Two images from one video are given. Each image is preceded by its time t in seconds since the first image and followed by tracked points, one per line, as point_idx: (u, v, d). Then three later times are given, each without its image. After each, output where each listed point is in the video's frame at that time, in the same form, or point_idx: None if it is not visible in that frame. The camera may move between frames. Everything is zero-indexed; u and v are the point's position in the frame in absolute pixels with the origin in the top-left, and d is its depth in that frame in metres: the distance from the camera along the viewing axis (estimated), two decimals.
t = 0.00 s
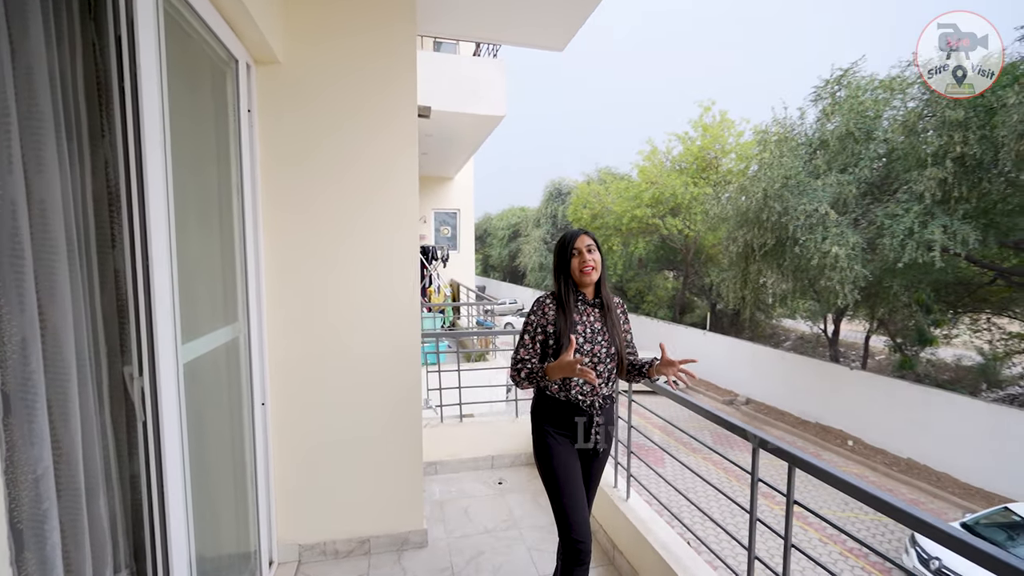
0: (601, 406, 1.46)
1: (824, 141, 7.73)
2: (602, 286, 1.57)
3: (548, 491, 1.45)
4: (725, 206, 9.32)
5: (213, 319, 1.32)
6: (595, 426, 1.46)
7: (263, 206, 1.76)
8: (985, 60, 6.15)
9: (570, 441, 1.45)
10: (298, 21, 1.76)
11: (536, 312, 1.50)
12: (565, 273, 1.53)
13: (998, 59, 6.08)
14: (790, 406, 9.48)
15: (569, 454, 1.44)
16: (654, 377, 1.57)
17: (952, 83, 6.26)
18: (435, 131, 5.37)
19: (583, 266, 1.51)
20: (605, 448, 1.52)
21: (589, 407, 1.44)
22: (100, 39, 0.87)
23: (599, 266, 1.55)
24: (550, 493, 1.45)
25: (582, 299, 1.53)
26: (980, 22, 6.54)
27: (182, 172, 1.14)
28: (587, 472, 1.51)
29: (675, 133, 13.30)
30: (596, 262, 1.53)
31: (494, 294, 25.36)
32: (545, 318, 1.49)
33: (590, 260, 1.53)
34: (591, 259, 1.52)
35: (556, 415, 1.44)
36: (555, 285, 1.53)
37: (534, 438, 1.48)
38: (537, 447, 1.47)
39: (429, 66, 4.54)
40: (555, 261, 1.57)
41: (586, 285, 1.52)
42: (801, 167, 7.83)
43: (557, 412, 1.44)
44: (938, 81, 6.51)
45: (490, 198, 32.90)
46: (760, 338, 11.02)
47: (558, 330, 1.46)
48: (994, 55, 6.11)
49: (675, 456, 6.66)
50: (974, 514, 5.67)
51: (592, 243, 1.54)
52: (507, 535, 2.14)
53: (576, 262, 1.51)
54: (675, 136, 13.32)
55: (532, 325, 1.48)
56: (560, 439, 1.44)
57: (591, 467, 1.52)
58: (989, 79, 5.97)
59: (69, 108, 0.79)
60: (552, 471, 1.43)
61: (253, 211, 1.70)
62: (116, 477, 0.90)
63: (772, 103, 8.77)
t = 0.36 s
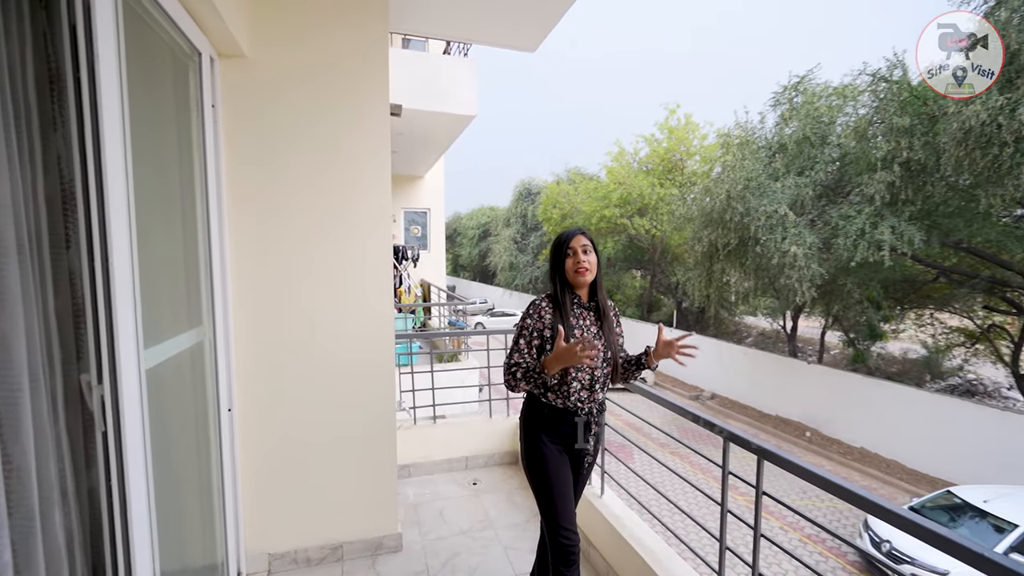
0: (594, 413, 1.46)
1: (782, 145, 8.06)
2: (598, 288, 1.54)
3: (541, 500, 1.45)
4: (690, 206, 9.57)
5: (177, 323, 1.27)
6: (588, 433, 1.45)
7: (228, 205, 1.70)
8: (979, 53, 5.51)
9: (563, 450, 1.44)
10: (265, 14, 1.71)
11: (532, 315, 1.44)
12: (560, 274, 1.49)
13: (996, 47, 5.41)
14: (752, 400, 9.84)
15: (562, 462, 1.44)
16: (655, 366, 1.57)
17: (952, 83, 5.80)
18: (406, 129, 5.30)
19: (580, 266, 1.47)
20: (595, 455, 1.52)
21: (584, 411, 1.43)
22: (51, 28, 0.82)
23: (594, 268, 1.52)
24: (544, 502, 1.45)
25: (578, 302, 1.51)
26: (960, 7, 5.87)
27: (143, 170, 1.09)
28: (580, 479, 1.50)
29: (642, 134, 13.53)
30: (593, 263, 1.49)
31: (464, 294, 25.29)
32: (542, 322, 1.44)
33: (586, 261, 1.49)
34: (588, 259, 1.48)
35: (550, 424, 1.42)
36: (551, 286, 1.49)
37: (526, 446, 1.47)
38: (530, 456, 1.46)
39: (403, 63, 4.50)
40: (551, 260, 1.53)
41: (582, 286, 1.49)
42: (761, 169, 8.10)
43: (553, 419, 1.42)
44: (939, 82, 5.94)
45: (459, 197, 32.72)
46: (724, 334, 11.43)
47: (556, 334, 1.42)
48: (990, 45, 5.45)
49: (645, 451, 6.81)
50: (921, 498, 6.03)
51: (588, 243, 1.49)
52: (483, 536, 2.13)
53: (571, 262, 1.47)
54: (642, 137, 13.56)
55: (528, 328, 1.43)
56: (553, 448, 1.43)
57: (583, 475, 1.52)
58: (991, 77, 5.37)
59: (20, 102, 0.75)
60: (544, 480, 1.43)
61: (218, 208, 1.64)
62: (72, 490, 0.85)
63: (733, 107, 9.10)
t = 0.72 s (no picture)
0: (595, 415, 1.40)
1: (744, 147, 8.32)
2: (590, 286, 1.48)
3: (539, 512, 1.36)
4: (657, 207, 9.75)
5: (132, 326, 1.20)
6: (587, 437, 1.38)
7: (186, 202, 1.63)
8: (980, 53, 5.34)
9: (563, 457, 1.35)
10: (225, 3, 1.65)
11: (527, 314, 1.33)
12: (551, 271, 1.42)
13: (996, 48, 5.29)
14: (717, 394, 10.13)
15: (561, 469, 1.35)
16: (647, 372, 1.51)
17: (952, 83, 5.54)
18: (374, 126, 5.20)
19: (573, 262, 1.41)
20: (591, 460, 1.44)
21: (584, 412, 1.37)
22: None
23: (584, 265, 1.46)
24: (543, 514, 1.36)
25: (569, 300, 1.46)
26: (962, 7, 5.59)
27: (95, 164, 1.03)
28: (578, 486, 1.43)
29: (610, 135, 13.72)
30: (582, 260, 1.44)
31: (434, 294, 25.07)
32: (538, 321, 1.32)
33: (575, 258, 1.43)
34: (576, 256, 1.43)
35: (552, 429, 1.33)
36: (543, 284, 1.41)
37: (523, 455, 1.36)
38: (528, 465, 1.35)
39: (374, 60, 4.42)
40: (537, 258, 1.46)
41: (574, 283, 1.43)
42: (724, 171, 8.32)
43: (554, 424, 1.33)
44: (938, 83, 5.70)
45: (429, 196, 32.40)
46: (690, 331, 11.73)
47: (555, 333, 1.33)
48: (991, 46, 5.31)
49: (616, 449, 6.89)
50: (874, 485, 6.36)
51: (578, 240, 1.44)
52: (456, 538, 2.11)
53: (559, 260, 1.41)
54: (610, 138, 13.73)
55: (524, 329, 1.30)
56: (553, 456, 1.33)
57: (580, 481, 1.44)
58: (991, 77, 5.26)
59: None
60: (543, 490, 1.34)
61: (175, 204, 1.56)
62: (17, 507, 0.79)
63: (698, 110, 9.35)
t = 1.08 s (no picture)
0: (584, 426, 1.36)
1: (710, 149, 8.52)
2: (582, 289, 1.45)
3: (527, 525, 1.33)
4: (626, 206, 9.87)
5: (76, 332, 1.12)
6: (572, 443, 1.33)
7: (136, 199, 1.52)
8: (980, 53, 5.31)
9: (545, 465, 1.32)
10: None
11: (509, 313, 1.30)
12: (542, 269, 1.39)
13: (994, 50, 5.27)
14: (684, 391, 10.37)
15: (545, 478, 1.32)
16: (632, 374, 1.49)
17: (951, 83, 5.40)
18: (341, 122, 5.07)
19: (564, 260, 1.38)
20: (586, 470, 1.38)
21: (570, 421, 1.33)
22: None
23: (577, 265, 1.43)
24: (531, 527, 1.33)
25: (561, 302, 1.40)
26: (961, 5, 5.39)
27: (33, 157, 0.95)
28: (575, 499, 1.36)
29: (580, 135, 13.83)
30: (575, 259, 1.40)
31: (404, 294, 24.77)
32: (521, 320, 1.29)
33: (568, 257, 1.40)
34: (568, 254, 1.40)
35: (531, 437, 1.31)
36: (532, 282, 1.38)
37: (507, 466, 1.35)
38: (512, 476, 1.33)
39: (343, 52, 4.31)
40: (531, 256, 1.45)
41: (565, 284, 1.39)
42: (691, 172, 8.49)
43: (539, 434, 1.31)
44: (937, 83, 5.52)
45: (398, 195, 31.94)
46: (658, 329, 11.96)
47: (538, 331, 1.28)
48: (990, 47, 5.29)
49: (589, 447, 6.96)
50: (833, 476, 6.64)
51: (571, 239, 1.43)
52: (429, 544, 2.07)
53: (550, 256, 1.39)
54: (580, 138, 13.83)
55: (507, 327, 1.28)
56: (533, 465, 1.31)
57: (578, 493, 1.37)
58: (991, 77, 5.24)
59: None
60: (526, 502, 1.31)
61: (124, 202, 1.47)
62: None
63: (665, 112, 9.54)
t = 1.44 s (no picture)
0: (562, 430, 1.33)
1: (676, 151, 8.69)
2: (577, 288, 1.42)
3: (512, 537, 1.39)
4: (595, 207, 9.96)
5: (5, 341, 1.02)
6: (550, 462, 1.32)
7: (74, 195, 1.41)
8: (981, 53, 5.28)
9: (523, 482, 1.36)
10: None
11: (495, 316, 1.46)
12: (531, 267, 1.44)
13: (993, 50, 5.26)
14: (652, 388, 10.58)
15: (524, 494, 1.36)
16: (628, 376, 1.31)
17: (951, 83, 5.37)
18: (304, 118, 4.92)
19: (551, 258, 1.41)
20: (574, 487, 1.35)
21: (541, 421, 1.33)
22: None
23: (569, 265, 1.43)
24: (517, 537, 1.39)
25: (549, 302, 1.43)
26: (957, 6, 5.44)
27: None
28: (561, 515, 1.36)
29: (549, 136, 13.88)
30: (563, 256, 1.41)
31: (372, 294, 24.32)
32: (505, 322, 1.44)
33: (554, 255, 1.41)
34: (553, 252, 1.41)
35: (508, 450, 1.37)
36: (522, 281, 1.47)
37: (495, 469, 1.40)
38: (499, 479, 1.38)
39: (303, 45, 4.17)
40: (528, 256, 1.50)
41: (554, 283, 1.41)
42: (658, 174, 8.63)
43: (514, 432, 1.36)
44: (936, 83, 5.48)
45: (365, 193, 31.32)
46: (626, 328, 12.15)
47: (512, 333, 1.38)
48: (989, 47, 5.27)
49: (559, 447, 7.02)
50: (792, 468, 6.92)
51: (564, 238, 1.45)
52: (399, 554, 2.02)
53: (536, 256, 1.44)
54: (549, 138, 13.87)
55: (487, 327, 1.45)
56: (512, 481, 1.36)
57: (562, 510, 1.36)
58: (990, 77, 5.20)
59: None
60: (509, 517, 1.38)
61: (57, 196, 1.36)
62: None
63: (633, 115, 9.69)
